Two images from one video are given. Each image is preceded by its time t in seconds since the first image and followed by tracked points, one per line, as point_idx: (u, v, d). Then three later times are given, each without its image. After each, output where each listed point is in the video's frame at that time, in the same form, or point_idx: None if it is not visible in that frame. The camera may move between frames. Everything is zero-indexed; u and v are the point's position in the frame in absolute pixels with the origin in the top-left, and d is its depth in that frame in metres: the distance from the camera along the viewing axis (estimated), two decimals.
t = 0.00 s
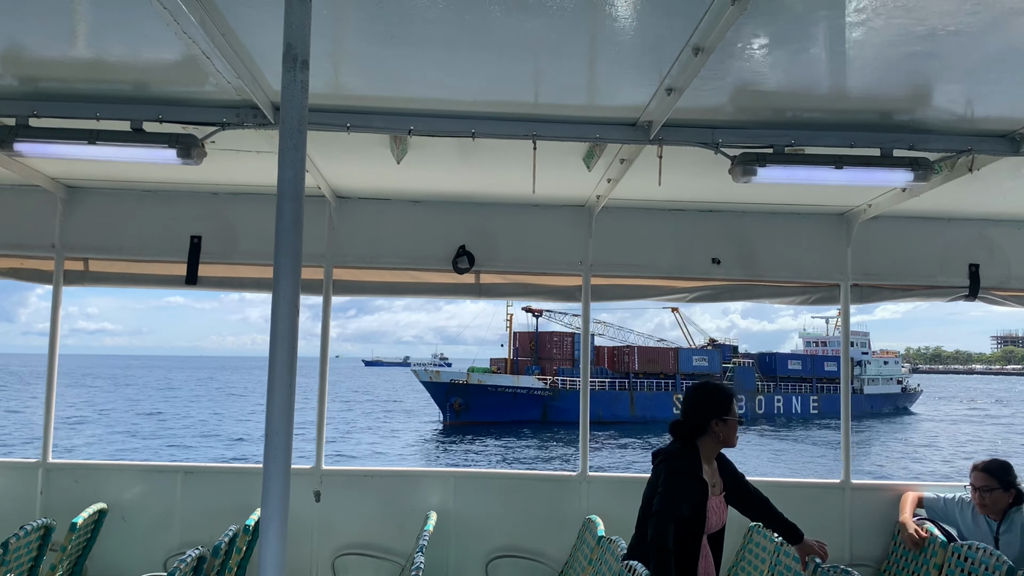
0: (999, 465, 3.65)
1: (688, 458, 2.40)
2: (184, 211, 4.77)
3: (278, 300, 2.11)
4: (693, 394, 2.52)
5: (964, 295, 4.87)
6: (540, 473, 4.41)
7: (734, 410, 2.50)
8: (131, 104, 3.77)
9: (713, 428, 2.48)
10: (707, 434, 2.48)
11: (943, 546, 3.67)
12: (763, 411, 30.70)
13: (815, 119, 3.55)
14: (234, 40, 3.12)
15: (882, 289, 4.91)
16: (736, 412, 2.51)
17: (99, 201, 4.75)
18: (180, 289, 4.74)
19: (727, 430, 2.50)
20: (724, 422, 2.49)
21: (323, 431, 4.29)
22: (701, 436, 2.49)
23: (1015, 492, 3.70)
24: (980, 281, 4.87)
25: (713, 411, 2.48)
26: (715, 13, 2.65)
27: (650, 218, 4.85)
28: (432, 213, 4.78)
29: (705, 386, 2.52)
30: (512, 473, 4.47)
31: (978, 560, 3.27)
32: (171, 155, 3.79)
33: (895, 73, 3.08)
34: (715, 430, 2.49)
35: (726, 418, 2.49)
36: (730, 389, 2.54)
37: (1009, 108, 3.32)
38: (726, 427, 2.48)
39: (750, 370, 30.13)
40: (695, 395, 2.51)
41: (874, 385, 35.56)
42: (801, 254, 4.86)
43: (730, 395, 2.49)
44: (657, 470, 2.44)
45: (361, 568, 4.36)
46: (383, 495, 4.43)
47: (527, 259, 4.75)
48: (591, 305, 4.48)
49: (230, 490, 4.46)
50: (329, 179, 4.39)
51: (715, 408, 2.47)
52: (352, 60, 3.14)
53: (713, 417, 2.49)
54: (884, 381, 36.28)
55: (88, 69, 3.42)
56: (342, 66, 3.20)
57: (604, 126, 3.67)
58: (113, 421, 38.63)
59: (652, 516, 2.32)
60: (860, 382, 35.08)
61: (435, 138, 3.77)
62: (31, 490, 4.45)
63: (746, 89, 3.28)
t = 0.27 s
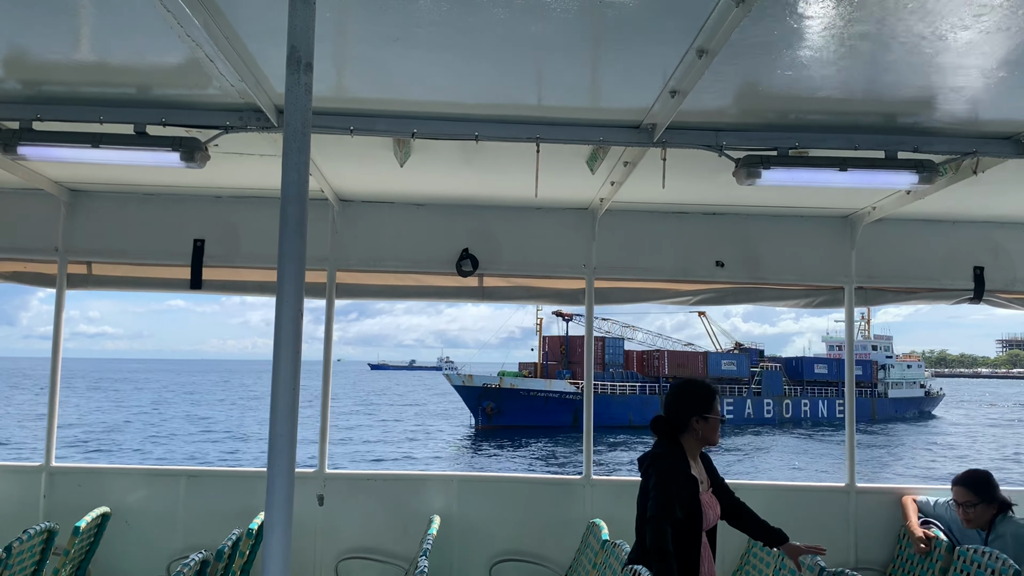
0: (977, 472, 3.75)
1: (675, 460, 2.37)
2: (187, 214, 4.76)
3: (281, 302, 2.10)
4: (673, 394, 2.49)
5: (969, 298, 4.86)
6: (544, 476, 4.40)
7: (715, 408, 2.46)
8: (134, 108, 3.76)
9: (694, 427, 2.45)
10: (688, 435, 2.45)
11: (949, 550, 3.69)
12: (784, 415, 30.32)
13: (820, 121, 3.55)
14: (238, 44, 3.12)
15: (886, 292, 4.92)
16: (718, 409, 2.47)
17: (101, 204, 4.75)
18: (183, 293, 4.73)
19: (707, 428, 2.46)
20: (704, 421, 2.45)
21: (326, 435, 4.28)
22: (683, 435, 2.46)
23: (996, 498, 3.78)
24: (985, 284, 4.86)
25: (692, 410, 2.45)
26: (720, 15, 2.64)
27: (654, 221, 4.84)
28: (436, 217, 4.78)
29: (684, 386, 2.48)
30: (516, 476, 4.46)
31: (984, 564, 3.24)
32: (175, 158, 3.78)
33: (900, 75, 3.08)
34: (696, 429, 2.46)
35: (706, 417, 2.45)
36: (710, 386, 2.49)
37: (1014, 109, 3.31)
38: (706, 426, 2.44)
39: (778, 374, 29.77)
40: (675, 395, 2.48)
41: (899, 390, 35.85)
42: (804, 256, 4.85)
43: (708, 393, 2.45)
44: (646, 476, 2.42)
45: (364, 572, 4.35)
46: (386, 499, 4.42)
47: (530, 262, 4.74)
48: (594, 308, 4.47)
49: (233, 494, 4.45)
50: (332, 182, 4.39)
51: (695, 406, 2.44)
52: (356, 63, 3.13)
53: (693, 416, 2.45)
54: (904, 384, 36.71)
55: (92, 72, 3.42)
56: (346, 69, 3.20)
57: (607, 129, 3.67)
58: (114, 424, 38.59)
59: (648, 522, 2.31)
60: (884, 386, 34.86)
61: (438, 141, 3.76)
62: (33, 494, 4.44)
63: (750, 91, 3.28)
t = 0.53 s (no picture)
0: (977, 475, 3.75)
1: (672, 465, 2.30)
2: (197, 220, 4.79)
3: (297, 308, 2.10)
4: (662, 399, 2.43)
5: (979, 303, 4.86)
6: (554, 481, 4.40)
7: (705, 412, 2.39)
8: (147, 115, 3.79)
9: (687, 432, 2.37)
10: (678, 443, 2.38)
11: (960, 555, 3.71)
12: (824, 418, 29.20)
13: (830, 127, 3.56)
14: (250, 51, 3.14)
15: (896, 297, 4.90)
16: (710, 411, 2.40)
17: (113, 211, 4.78)
18: (194, 299, 4.76)
19: (698, 433, 2.38)
20: (694, 426, 2.38)
21: (335, 441, 4.29)
22: (674, 441, 2.39)
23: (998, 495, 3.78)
24: (994, 289, 4.85)
25: (682, 414, 2.38)
26: (731, 21, 2.65)
27: (662, 226, 4.85)
28: (444, 222, 4.80)
29: (673, 390, 2.42)
30: (525, 482, 4.47)
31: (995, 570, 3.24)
32: (187, 165, 3.80)
33: (910, 81, 3.08)
34: (689, 434, 2.38)
35: (696, 421, 2.38)
36: (700, 388, 2.42)
37: None
38: (696, 431, 2.37)
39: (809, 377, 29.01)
40: (666, 401, 2.41)
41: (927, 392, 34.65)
42: (813, 261, 4.85)
43: (696, 397, 2.38)
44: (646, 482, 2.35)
45: None
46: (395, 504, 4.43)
47: (538, 267, 4.76)
48: (603, 313, 4.48)
49: (243, 498, 4.47)
50: (341, 188, 4.42)
51: (685, 410, 2.37)
52: (367, 70, 3.15)
53: (684, 422, 2.38)
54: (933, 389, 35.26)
55: (106, 80, 3.45)
56: (358, 76, 3.22)
57: (617, 135, 3.68)
58: (120, 429, 38.62)
59: (653, 529, 2.23)
60: (915, 389, 33.41)
61: (447, 147, 3.78)
62: (44, 499, 4.46)
63: (760, 97, 3.28)
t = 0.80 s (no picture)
0: (988, 469, 3.60)
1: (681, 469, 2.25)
2: (207, 226, 4.81)
3: (309, 315, 2.09)
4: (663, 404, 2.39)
5: (990, 307, 4.83)
6: (564, 486, 4.40)
7: (707, 416, 2.33)
8: (157, 121, 3.81)
9: (691, 437, 2.32)
10: (680, 449, 2.34)
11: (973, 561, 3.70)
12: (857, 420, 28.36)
13: (840, 131, 3.55)
14: (261, 58, 3.15)
15: (907, 301, 4.90)
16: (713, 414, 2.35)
17: (123, 217, 4.79)
18: (203, 304, 4.77)
19: (700, 438, 2.33)
20: (696, 430, 2.33)
21: (345, 446, 4.29)
22: (680, 447, 2.34)
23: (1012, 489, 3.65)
24: (1006, 293, 4.83)
25: (683, 419, 2.34)
26: (742, 26, 2.65)
27: (672, 230, 4.85)
28: (454, 227, 4.81)
29: (674, 395, 2.37)
30: (534, 486, 4.46)
31: None
32: (197, 171, 3.81)
33: (921, 85, 3.07)
34: (693, 438, 2.33)
35: (697, 426, 2.33)
36: (702, 392, 2.36)
37: None
38: (696, 436, 2.32)
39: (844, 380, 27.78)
40: (668, 408, 2.37)
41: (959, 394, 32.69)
42: (822, 265, 4.84)
43: (697, 402, 2.32)
44: (657, 486, 2.31)
45: None
46: (405, 509, 4.43)
47: (548, 272, 4.76)
48: (613, 318, 4.48)
49: (252, 504, 4.46)
50: (351, 194, 4.43)
51: (687, 414, 2.33)
52: (377, 76, 3.16)
53: (687, 426, 2.33)
54: (963, 389, 33.12)
55: (116, 87, 3.46)
56: (367, 82, 3.23)
57: (627, 139, 3.68)
58: (126, 433, 38.64)
59: (665, 534, 2.20)
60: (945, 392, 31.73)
61: (457, 152, 3.79)
62: (55, 504, 4.47)
63: (771, 102, 3.28)
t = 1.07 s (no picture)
0: (998, 453, 3.58)
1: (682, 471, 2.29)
2: (213, 233, 4.82)
3: (313, 322, 2.07)
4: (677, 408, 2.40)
5: (998, 307, 4.80)
6: (571, 490, 4.39)
7: (722, 421, 2.35)
8: (162, 129, 3.82)
9: (704, 440, 2.34)
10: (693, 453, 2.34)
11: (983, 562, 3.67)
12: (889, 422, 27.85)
13: (845, 132, 3.54)
14: (264, 66, 3.16)
15: (914, 302, 4.87)
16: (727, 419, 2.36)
17: (129, 224, 4.81)
18: (210, 311, 4.79)
19: (714, 442, 2.34)
20: (710, 435, 2.34)
21: (352, 452, 4.29)
22: (692, 451, 2.35)
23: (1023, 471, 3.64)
24: (1014, 293, 4.80)
25: (697, 423, 2.35)
26: (744, 29, 2.65)
27: (677, 233, 4.84)
28: (459, 232, 4.82)
29: (688, 399, 2.38)
30: (541, 491, 4.46)
31: None
32: (203, 178, 3.82)
33: (925, 85, 3.07)
34: (706, 442, 2.34)
35: (711, 430, 2.34)
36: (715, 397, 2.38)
37: None
38: (711, 440, 2.33)
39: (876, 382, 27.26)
40: (682, 411, 2.38)
41: (990, 394, 31.32)
42: (828, 266, 4.83)
43: (709, 406, 2.34)
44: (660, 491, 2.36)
45: None
46: (412, 513, 4.43)
47: (553, 276, 4.76)
48: (619, 321, 4.47)
49: (260, 510, 4.47)
50: (356, 199, 4.44)
51: (700, 418, 2.34)
52: (380, 82, 3.17)
53: (700, 430, 2.35)
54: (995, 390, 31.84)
55: (120, 95, 3.47)
56: (370, 88, 3.23)
57: (631, 142, 3.68)
58: (135, 439, 38.70)
59: (670, 533, 2.24)
60: (977, 392, 30.61)
61: (461, 157, 3.79)
62: (63, 512, 4.48)
63: (775, 104, 3.27)
